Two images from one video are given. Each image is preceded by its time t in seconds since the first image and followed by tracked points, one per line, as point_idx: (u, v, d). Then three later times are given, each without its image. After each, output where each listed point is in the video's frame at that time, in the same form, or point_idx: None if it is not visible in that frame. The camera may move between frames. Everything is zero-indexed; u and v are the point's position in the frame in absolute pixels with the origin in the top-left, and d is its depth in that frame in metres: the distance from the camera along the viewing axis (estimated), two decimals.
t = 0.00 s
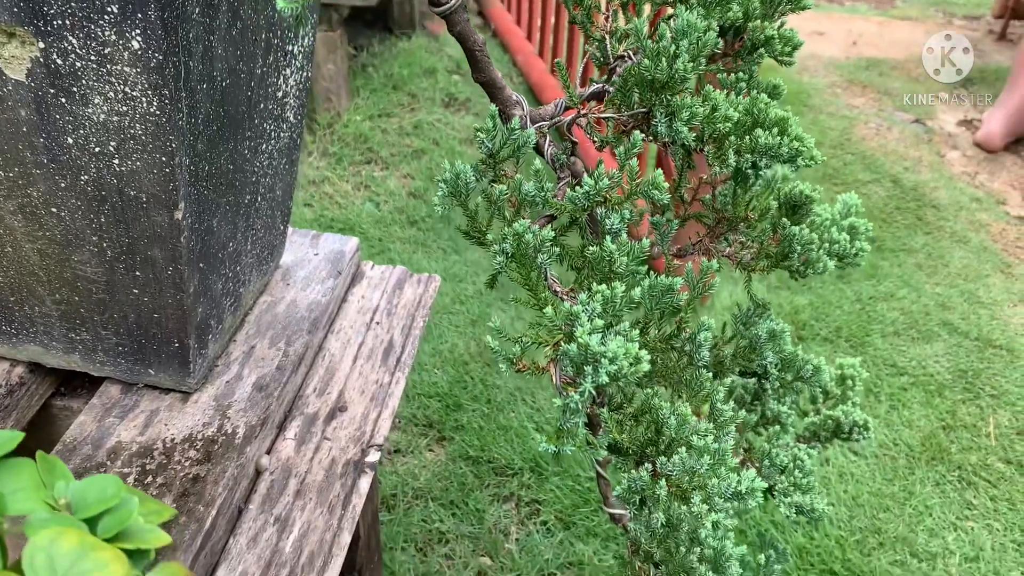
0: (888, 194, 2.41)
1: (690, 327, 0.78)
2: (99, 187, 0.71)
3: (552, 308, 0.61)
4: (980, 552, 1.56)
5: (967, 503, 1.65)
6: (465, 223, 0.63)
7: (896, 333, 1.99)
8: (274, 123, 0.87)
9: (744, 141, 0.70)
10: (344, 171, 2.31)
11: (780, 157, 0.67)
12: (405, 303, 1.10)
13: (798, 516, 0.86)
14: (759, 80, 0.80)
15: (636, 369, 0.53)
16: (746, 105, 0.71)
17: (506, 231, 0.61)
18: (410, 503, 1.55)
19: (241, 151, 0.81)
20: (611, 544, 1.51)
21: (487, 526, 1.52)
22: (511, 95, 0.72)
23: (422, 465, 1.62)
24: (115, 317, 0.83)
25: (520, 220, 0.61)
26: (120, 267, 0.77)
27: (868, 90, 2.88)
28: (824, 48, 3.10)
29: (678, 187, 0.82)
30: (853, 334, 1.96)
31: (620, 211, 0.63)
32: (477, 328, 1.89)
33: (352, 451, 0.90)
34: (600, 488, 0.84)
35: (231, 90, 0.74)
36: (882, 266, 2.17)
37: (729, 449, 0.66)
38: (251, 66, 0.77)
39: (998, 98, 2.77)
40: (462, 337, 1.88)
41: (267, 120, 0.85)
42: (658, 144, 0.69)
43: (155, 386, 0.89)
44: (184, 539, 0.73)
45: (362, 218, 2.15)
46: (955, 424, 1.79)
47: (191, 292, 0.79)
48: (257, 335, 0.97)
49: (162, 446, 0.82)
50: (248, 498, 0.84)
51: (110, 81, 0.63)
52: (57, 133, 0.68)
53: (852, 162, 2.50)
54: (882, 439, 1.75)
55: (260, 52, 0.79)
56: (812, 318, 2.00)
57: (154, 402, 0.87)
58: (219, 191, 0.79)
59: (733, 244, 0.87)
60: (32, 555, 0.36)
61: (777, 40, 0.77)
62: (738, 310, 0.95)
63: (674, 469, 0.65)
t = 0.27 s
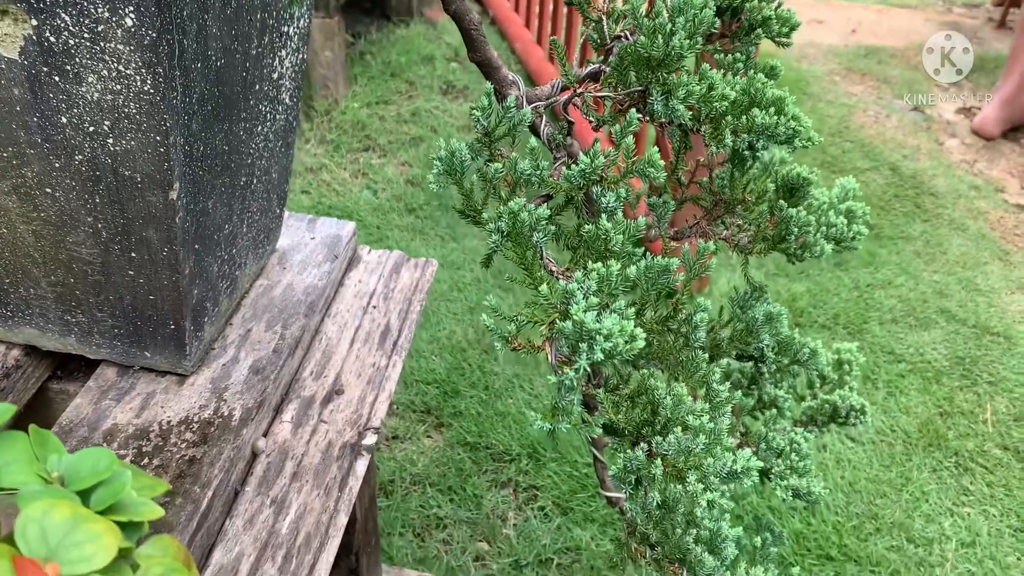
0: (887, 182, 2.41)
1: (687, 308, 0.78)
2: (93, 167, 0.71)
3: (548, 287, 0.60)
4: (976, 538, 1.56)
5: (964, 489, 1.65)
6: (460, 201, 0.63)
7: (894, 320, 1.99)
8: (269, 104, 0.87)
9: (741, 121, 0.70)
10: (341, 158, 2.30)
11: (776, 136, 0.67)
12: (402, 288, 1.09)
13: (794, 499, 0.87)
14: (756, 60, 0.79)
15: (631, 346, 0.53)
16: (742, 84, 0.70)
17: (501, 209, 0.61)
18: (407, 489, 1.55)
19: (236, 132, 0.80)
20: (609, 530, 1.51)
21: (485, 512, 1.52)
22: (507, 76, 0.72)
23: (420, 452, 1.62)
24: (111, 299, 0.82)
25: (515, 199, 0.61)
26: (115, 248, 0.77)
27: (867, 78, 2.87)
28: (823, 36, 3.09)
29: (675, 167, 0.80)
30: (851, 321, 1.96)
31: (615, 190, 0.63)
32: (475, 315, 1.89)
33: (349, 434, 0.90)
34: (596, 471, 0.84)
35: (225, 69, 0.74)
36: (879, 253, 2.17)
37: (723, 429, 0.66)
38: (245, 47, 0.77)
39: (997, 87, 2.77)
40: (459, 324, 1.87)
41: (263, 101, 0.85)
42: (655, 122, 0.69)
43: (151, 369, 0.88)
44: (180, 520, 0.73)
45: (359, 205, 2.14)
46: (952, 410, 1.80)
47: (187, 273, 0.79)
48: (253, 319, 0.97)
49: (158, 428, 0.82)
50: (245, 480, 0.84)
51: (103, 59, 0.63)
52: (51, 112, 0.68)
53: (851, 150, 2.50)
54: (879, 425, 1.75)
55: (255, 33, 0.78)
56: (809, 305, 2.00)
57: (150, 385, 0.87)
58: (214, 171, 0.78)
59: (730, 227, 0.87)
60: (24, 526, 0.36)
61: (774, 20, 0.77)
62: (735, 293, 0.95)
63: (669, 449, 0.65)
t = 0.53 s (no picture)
0: (887, 171, 2.40)
1: (687, 291, 0.77)
2: (91, 151, 0.70)
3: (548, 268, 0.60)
4: (975, 524, 1.57)
5: (963, 476, 1.66)
6: (460, 183, 0.63)
7: (893, 309, 1.99)
8: (268, 89, 0.87)
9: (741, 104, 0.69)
10: (341, 147, 2.30)
11: (776, 119, 0.67)
12: (401, 274, 1.09)
13: (794, 483, 0.85)
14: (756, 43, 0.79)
15: (631, 327, 0.53)
16: (743, 67, 0.69)
17: (500, 191, 0.60)
18: (408, 476, 1.56)
19: (235, 116, 0.80)
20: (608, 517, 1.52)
21: (485, 499, 1.52)
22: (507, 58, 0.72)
23: (420, 439, 1.62)
24: (110, 284, 0.82)
25: (515, 180, 0.61)
26: (114, 232, 0.77)
27: (867, 66, 2.86)
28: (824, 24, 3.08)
29: (676, 151, 0.80)
30: (851, 310, 1.96)
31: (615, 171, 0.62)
32: (474, 304, 1.89)
33: (348, 419, 0.90)
34: (595, 457, 0.84)
35: (224, 52, 0.74)
36: (879, 242, 2.17)
37: (723, 412, 0.66)
38: (244, 29, 0.77)
39: (998, 78, 2.78)
40: (459, 312, 1.87)
41: (261, 85, 0.85)
42: (655, 104, 0.69)
43: (151, 354, 0.88)
44: (181, 504, 0.73)
45: (359, 194, 2.14)
46: (951, 398, 1.80)
47: (186, 258, 0.79)
48: (253, 304, 0.97)
49: (158, 413, 0.82)
50: (245, 464, 0.84)
51: (101, 40, 0.63)
52: (49, 95, 0.67)
53: (851, 138, 2.49)
54: (879, 413, 1.75)
55: (253, 16, 0.78)
56: (809, 293, 2.00)
57: (149, 369, 0.87)
58: (213, 155, 0.78)
59: (730, 212, 0.86)
60: (24, 503, 0.36)
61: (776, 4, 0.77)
62: (734, 278, 0.94)
63: (669, 432, 0.65)
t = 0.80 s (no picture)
0: (887, 159, 2.39)
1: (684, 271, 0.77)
2: (84, 130, 0.70)
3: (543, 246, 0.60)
4: (974, 510, 1.57)
5: (962, 462, 1.65)
6: (455, 160, 0.63)
7: (893, 296, 1.99)
8: (263, 70, 0.86)
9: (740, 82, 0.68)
10: (339, 134, 2.29)
11: (775, 97, 0.66)
12: (398, 259, 1.08)
13: (792, 466, 0.86)
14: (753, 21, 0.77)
15: (626, 304, 0.53)
16: (741, 46, 0.68)
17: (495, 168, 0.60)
18: (406, 463, 1.55)
19: (229, 96, 0.80)
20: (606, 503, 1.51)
21: (483, 485, 1.52)
22: (502, 35, 0.71)
23: (418, 426, 1.62)
24: (104, 265, 0.82)
25: (509, 157, 0.60)
26: (108, 213, 0.76)
27: (867, 54, 2.85)
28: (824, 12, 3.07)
29: (673, 131, 0.80)
30: (850, 297, 1.96)
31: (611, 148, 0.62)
32: (473, 291, 1.88)
33: (345, 402, 0.89)
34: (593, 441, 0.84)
35: (217, 31, 0.73)
36: (879, 229, 2.17)
37: (720, 391, 0.67)
38: (237, 8, 0.76)
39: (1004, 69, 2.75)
40: (457, 300, 1.87)
41: (256, 66, 0.84)
42: (652, 82, 0.69)
43: (146, 337, 0.87)
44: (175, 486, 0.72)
45: (357, 181, 2.13)
46: (950, 385, 1.80)
47: (180, 239, 0.78)
48: (249, 288, 0.96)
49: (153, 396, 0.82)
50: (241, 447, 0.83)
51: (93, 16, 0.63)
52: (41, 73, 0.67)
53: (851, 125, 2.49)
54: (878, 400, 1.75)
55: None
56: (808, 280, 1.99)
57: (144, 352, 0.86)
58: (207, 136, 0.78)
59: (729, 194, 0.85)
60: (12, 474, 0.36)
61: None
62: (733, 260, 0.94)
63: (666, 411, 0.65)
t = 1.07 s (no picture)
0: (887, 147, 2.39)
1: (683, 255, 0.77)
2: (81, 113, 0.70)
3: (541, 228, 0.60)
4: (972, 497, 1.57)
5: (961, 450, 1.66)
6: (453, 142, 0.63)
7: (893, 284, 1.99)
8: (261, 54, 0.86)
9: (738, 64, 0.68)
10: (338, 123, 2.29)
11: (773, 79, 0.66)
12: (397, 245, 1.08)
13: (790, 451, 0.86)
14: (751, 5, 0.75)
15: (624, 285, 0.53)
16: (740, 27, 0.68)
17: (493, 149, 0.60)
18: (405, 450, 1.56)
19: (227, 81, 0.79)
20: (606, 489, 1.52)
21: (482, 473, 1.53)
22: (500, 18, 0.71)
23: (418, 413, 1.62)
24: (103, 251, 0.82)
25: (507, 139, 0.60)
26: (106, 197, 0.76)
27: (868, 42, 2.85)
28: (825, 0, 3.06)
29: (673, 116, 0.79)
30: (849, 285, 1.96)
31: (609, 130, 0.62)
32: (473, 280, 1.88)
33: (344, 387, 0.89)
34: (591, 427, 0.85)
35: (214, 13, 0.73)
36: (879, 217, 2.16)
37: (718, 374, 0.66)
38: None
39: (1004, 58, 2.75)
40: (457, 288, 1.87)
41: (254, 50, 0.84)
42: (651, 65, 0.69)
43: (144, 322, 0.87)
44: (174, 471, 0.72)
45: (356, 170, 2.13)
46: (950, 372, 1.80)
47: (178, 223, 0.78)
48: (248, 274, 0.96)
49: (152, 380, 0.82)
50: (240, 432, 0.83)
51: None
52: (38, 56, 0.67)
53: (851, 114, 2.48)
54: (877, 387, 1.75)
55: None
56: (807, 269, 1.99)
57: (143, 337, 0.86)
58: (205, 120, 0.77)
59: (727, 178, 0.85)
60: (9, 450, 0.36)
61: None
62: (732, 245, 0.94)
63: (664, 394, 0.65)
